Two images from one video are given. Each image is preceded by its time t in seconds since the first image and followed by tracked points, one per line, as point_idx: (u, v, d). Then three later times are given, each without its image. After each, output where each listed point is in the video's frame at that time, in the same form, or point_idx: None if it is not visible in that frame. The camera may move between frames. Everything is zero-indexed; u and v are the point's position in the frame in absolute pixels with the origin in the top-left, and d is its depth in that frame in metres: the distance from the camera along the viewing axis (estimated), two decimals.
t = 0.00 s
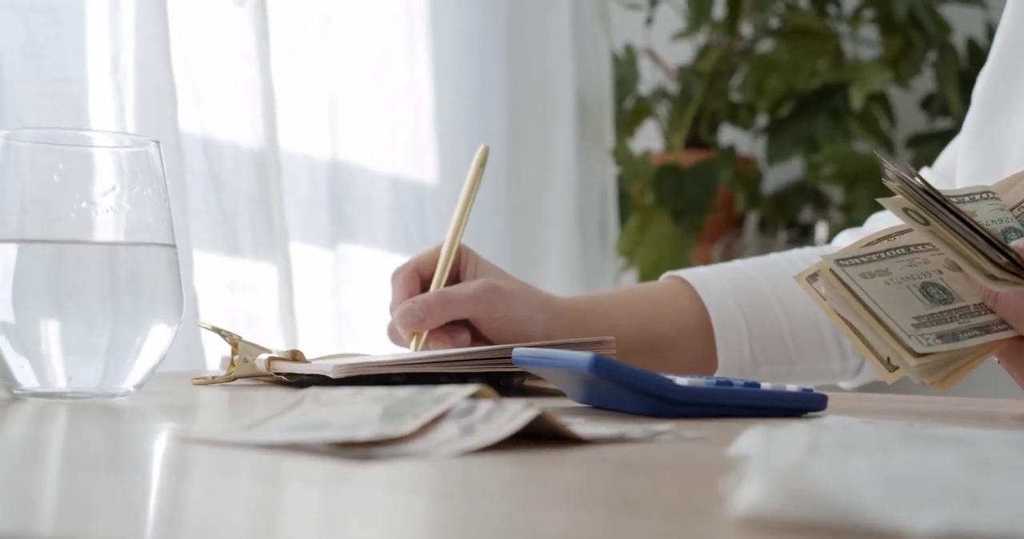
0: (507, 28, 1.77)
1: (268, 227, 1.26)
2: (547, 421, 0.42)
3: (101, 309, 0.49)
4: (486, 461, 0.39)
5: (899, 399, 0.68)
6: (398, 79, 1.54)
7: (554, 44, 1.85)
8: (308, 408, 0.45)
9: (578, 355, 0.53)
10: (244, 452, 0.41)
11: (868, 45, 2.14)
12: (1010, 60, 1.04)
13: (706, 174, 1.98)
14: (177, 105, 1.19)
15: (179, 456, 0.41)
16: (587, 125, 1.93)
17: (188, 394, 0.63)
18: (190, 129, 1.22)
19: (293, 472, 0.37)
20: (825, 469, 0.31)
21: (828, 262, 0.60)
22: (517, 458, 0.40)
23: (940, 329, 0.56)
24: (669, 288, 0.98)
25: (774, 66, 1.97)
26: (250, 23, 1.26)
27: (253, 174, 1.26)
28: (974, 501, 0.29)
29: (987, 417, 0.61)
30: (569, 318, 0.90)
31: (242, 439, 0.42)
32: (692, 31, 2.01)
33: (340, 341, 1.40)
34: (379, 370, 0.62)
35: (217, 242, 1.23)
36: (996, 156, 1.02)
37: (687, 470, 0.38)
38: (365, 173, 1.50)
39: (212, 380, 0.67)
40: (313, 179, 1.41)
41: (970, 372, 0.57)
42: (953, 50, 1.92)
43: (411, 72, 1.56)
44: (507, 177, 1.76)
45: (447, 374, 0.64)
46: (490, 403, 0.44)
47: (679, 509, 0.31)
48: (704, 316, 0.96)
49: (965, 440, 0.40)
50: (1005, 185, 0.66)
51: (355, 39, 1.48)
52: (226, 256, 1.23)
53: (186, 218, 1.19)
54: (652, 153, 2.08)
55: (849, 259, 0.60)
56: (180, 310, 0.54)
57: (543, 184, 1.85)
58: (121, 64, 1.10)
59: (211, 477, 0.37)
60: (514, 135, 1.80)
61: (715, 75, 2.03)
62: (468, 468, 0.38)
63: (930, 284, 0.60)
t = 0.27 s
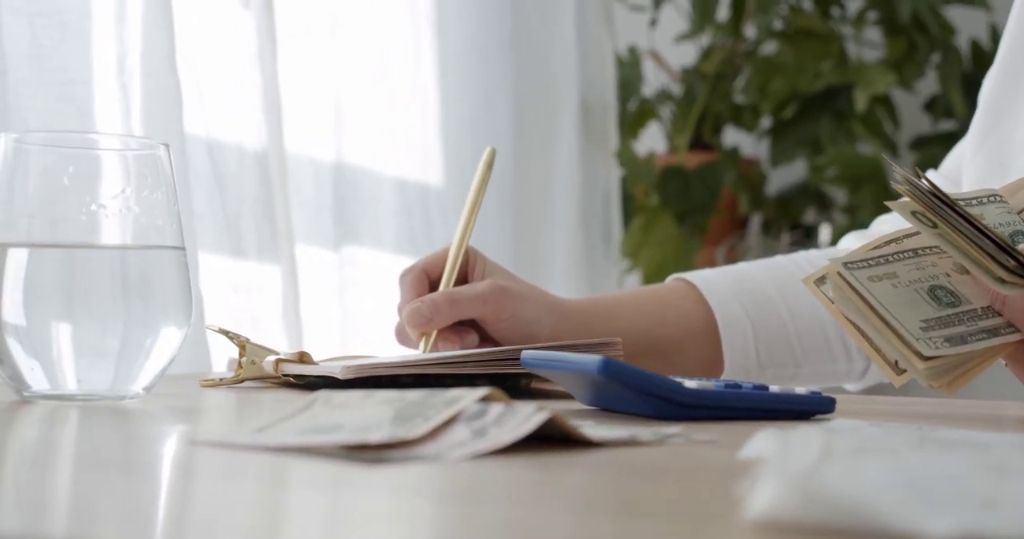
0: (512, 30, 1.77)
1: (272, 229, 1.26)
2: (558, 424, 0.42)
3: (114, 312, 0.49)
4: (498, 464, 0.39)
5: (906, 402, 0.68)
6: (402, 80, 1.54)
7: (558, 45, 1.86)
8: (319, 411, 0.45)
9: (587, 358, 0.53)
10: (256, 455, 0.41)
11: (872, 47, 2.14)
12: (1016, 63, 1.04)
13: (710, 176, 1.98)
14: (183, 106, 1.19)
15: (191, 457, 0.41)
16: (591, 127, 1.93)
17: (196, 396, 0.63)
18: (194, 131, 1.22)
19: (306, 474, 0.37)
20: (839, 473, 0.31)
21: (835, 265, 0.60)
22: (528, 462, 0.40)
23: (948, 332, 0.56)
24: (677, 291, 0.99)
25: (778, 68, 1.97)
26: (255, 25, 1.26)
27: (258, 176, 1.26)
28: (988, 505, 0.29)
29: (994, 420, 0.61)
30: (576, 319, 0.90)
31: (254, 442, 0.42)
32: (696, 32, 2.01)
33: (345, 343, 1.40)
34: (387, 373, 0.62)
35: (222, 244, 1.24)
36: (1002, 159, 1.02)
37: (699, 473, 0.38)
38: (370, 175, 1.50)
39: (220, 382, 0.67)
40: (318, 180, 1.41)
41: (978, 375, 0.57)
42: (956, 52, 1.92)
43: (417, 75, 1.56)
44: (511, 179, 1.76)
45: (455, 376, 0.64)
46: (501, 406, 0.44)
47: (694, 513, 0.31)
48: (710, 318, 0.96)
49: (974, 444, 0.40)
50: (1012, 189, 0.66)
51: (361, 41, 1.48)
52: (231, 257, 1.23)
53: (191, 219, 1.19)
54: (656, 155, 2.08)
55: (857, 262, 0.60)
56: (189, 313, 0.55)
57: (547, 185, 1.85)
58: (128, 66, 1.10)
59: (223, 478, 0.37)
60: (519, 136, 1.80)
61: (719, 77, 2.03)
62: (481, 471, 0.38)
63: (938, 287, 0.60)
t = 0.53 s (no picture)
0: (515, 31, 1.77)
1: (276, 230, 1.26)
2: (570, 423, 0.42)
3: (125, 311, 0.49)
4: (511, 463, 0.39)
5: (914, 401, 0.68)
6: (405, 80, 1.54)
7: (562, 45, 1.86)
8: (332, 410, 0.45)
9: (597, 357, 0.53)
10: (269, 453, 0.41)
11: (875, 47, 2.14)
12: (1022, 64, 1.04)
13: (714, 176, 1.98)
14: (188, 107, 1.19)
15: (205, 456, 0.41)
16: (594, 127, 1.94)
17: (205, 396, 0.63)
18: (198, 131, 1.22)
19: (321, 472, 0.37)
20: (856, 470, 0.31)
21: (844, 265, 0.60)
22: (542, 461, 0.40)
23: (957, 331, 0.56)
24: (683, 290, 0.99)
25: (782, 68, 1.97)
26: (260, 26, 1.26)
27: (261, 176, 1.26)
28: (1005, 503, 0.29)
29: (1002, 419, 0.61)
30: (582, 319, 0.90)
31: (267, 441, 0.42)
32: (700, 33, 2.01)
33: (349, 343, 1.40)
34: (395, 372, 0.62)
35: (224, 245, 1.23)
36: (1008, 160, 1.03)
37: (712, 472, 0.38)
38: (374, 175, 1.50)
39: (229, 382, 0.67)
40: (322, 180, 1.41)
41: (987, 374, 0.57)
42: (959, 52, 1.93)
43: (421, 76, 1.56)
44: (515, 179, 1.76)
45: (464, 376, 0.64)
46: (513, 405, 0.44)
47: (712, 512, 0.31)
48: (717, 317, 0.96)
49: (987, 442, 0.40)
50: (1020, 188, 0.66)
51: (366, 41, 1.48)
52: (234, 257, 1.23)
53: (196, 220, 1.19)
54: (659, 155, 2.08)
55: (866, 262, 0.60)
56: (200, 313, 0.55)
57: (551, 186, 1.85)
58: (133, 67, 1.10)
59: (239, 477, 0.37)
60: (523, 137, 1.80)
61: (722, 77, 2.03)
62: (495, 470, 0.38)
63: (946, 286, 0.60)
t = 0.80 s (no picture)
0: (519, 31, 1.77)
1: (281, 231, 1.27)
2: (584, 421, 0.42)
3: (137, 312, 0.49)
4: (525, 461, 0.39)
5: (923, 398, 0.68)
6: (408, 81, 1.54)
7: (565, 46, 1.86)
8: (345, 409, 0.45)
9: (607, 356, 0.53)
10: (283, 452, 0.41)
11: (878, 47, 2.14)
12: None
13: (718, 175, 1.98)
14: (194, 108, 1.20)
15: (220, 455, 0.41)
16: (598, 128, 1.94)
17: (215, 395, 0.63)
18: (203, 131, 1.22)
19: (336, 470, 0.37)
20: (872, 466, 0.31)
21: (853, 263, 0.60)
22: (556, 459, 0.40)
23: (966, 329, 0.56)
24: (689, 289, 0.99)
25: (785, 68, 1.97)
26: (265, 28, 1.26)
27: (265, 177, 1.26)
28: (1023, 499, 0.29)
29: (1012, 417, 0.61)
30: (588, 318, 0.91)
31: (281, 439, 0.42)
32: (703, 33, 2.01)
33: (354, 344, 1.40)
34: (405, 371, 0.62)
35: (229, 245, 1.23)
36: (1014, 159, 1.03)
37: (727, 469, 0.38)
38: (378, 175, 1.50)
39: (238, 381, 0.67)
40: (326, 181, 1.41)
41: (996, 371, 0.58)
42: (962, 51, 1.92)
43: (423, 76, 1.56)
44: (518, 178, 1.76)
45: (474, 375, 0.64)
46: (526, 404, 0.44)
47: (729, 510, 0.31)
48: (723, 316, 0.97)
49: (1001, 439, 0.40)
50: None
51: (370, 42, 1.48)
52: (237, 257, 1.23)
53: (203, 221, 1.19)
54: (663, 155, 2.08)
55: (875, 260, 0.60)
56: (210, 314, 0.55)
57: (554, 186, 1.85)
58: (139, 69, 1.11)
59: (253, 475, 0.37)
60: (526, 137, 1.80)
61: (725, 77, 2.03)
62: (510, 468, 0.38)
63: (955, 284, 0.60)
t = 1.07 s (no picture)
0: (523, 31, 1.77)
1: (287, 231, 1.27)
2: (597, 420, 0.42)
3: (149, 312, 0.50)
4: (539, 460, 0.39)
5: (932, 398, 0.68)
6: (412, 81, 1.54)
7: (569, 46, 1.86)
8: (357, 409, 0.45)
9: (618, 356, 0.53)
10: (296, 451, 0.41)
11: (882, 48, 2.14)
12: None
13: (721, 176, 1.98)
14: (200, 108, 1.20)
15: (234, 454, 0.41)
16: (602, 129, 1.94)
17: (224, 395, 0.63)
18: (209, 131, 1.22)
19: (351, 468, 0.37)
20: (890, 463, 0.31)
21: (863, 263, 0.60)
22: (570, 458, 0.40)
23: (976, 328, 0.56)
24: (696, 290, 1.00)
25: (789, 69, 1.97)
26: (271, 28, 1.26)
27: (271, 177, 1.26)
28: None
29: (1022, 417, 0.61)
30: (596, 319, 0.91)
31: (294, 438, 0.42)
32: (707, 33, 2.01)
33: (358, 344, 1.40)
34: (415, 371, 0.62)
35: (234, 244, 1.23)
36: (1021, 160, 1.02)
37: (742, 469, 0.38)
38: (382, 176, 1.50)
39: (246, 381, 0.67)
40: (331, 181, 1.41)
41: (1007, 371, 0.57)
42: (966, 52, 1.92)
43: (426, 77, 1.56)
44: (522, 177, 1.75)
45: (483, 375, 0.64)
46: (539, 403, 0.44)
47: (746, 510, 0.31)
48: (730, 317, 0.98)
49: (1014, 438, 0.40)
50: None
51: (375, 42, 1.48)
52: (242, 256, 1.23)
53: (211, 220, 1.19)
54: (667, 156, 2.08)
55: (885, 259, 0.60)
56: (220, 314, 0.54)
57: (558, 187, 1.84)
58: (145, 69, 1.11)
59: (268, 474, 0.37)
60: (530, 138, 1.80)
61: (729, 77, 2.03)
62: (524, 467, 0.38)
63: (965, 283, 0.60)
